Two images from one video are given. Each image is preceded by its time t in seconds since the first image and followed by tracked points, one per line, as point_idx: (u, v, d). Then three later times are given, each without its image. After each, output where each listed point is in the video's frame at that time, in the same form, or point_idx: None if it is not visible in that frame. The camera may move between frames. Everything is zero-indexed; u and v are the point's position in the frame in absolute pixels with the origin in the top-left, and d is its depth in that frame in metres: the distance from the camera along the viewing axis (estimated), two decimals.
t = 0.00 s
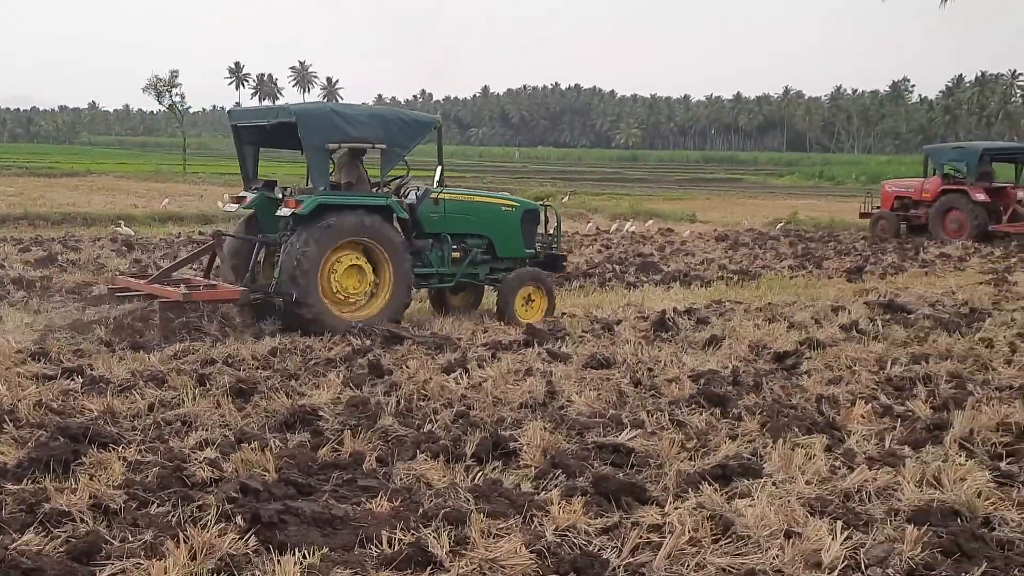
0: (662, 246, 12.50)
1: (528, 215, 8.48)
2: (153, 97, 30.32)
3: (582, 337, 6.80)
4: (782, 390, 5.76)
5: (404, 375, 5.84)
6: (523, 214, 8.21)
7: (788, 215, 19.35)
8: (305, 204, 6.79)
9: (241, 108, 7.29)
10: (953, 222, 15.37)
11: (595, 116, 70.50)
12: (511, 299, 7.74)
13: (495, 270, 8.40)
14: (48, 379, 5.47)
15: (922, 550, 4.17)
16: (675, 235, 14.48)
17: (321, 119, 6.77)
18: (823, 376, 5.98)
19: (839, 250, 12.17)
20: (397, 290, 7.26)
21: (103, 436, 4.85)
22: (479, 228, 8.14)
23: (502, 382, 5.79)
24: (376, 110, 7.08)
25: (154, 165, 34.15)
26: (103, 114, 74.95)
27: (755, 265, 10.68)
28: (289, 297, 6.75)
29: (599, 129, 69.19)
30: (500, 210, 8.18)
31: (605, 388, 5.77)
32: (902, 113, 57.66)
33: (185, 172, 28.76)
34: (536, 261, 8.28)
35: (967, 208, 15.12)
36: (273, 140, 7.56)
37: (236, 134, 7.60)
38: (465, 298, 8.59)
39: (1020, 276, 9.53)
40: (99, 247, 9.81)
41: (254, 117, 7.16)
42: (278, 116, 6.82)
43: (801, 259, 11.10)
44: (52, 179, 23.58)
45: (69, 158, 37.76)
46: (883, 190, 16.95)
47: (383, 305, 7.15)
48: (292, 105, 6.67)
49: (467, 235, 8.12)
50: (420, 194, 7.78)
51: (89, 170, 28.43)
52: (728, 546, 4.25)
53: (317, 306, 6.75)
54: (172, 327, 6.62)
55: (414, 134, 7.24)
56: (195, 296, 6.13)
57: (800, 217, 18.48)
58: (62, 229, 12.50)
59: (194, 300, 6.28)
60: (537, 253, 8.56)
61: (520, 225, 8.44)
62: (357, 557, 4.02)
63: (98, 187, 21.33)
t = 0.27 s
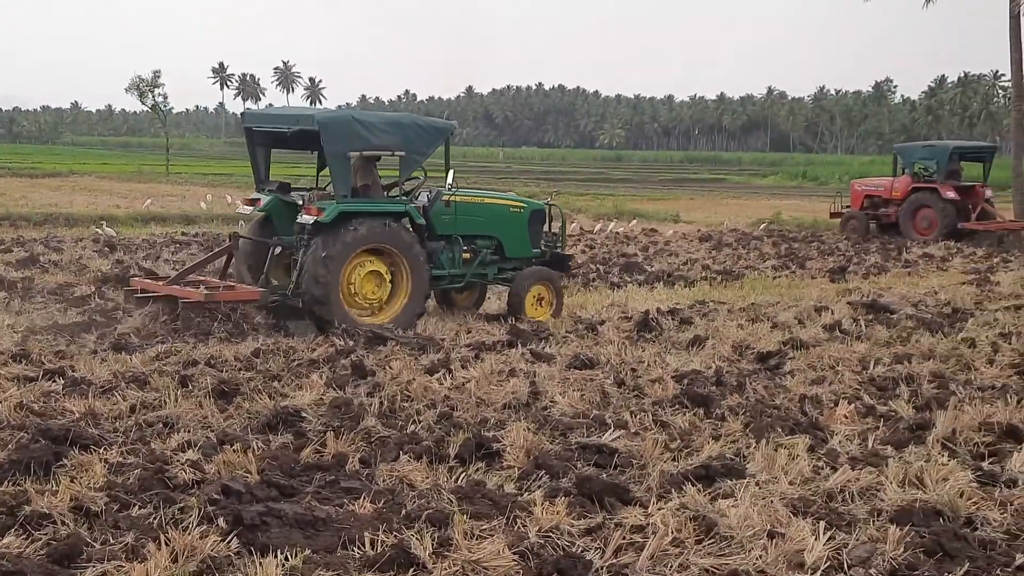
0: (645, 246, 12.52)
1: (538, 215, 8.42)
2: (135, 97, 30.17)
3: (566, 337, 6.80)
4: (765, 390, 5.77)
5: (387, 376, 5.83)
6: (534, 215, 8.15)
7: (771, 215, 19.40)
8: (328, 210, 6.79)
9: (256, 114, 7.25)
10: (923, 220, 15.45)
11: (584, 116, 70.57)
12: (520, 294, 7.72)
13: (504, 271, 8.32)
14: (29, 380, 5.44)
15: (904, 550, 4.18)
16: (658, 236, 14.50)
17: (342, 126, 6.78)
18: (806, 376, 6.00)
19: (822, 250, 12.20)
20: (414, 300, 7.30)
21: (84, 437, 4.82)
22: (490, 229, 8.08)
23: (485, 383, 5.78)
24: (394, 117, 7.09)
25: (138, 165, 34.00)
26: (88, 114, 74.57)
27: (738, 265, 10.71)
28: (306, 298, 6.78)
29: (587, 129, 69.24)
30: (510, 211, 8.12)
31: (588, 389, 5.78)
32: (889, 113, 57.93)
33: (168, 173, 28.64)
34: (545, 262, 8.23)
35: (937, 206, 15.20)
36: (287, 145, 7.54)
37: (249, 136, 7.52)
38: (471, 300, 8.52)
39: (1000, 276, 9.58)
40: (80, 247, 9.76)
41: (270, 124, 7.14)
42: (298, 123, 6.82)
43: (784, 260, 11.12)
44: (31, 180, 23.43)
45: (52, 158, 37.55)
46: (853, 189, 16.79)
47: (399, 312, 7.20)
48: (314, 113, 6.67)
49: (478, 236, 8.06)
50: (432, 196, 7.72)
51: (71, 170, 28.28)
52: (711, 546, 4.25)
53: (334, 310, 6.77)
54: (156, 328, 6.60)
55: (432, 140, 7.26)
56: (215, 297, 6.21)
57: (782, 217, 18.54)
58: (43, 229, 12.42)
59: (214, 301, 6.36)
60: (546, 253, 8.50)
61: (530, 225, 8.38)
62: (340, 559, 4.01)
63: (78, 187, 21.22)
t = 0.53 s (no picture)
0: (630, 249, 12.54)
1: (549, 217, 8.41)
2: (119, 100, 30.04)
3: (550, 340, 6.81)
4: (748, 393, 5.78)
5: (371, 379, 5.83)
6: (545, 217, 8.14)
7: (757, 218, 19.44)
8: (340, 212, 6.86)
9: (268, 119, 7.29)
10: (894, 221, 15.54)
11: (574, 118, 70.64)
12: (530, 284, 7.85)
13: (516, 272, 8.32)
14: (10, 384, 5.41)
15: (887, 552, 4.17)
16: (643, 238, 14.51)
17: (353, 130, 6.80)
18: (789, 379, 6.01)
19: (806, 253, 12.23)
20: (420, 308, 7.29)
21: (66, 441, 4.78)
22: (502, 231, 8.08)
23: (469, 386, 5.79)
24: (406, 120, 7.10)
25: (124, 168, 33.88)
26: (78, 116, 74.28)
27: (722, 267, 10.73)
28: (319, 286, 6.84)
29: (577, 131, 69.31)
30: (521, 213, 8.11)
31: (572, 392, 5.78)
32: (878, 115, 58.12)
33: (153, 176, 28.54)
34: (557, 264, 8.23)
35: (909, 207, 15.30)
36: (299, 149, 7.58)
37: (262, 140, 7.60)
38: (479, 304, 8.51)
39: (981, 278, 9.61)
40: (63, 250, 9.71)
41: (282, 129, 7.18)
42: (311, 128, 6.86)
43: (768, 263, 11.15)
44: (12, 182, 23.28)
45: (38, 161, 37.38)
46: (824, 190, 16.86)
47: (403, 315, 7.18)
48: (325, 119, 6.70)
49: (490, 238, 8.06)
50: (444, 199, 7.73)
51: (55, 173, 28.15)
52: (694, 549, 4.23)
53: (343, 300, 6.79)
54: (143, 331, 6.58)
55: (443, 141, 7.27)
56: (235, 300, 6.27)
57: (767, 220, 18.59)
58: (25, 231, 12.36)
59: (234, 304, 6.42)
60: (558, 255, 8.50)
61: (541, 227, 8.37)
62: (322, 562, 3.98)
63: (61, 190, 21.13)
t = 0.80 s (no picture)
0: (622, 250, 12.54)
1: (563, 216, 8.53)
2: (113, 102, 30.05)
3: (542, 341, 6.81)
4: (738, 395, 5.78)
5: (361, 381, 5.84)
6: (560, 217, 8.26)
7: (750, 219, 19.44)
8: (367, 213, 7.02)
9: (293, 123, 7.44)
10: (873, 222, 15.55)
11: (573, 118, 70.63)
12: (540, 282, 8.11)
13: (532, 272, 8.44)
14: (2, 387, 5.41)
15: (878, 554, 4.15)
16: (635, 240, 14.50)
17: (378, 132, 6.95)
18: (780, 380, 6.01)
19: (799, 254, 12.22)
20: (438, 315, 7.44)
21: (58, 443, 4.77)
22: (519, 231, 8.19)
23: (459, 388, 5.79)
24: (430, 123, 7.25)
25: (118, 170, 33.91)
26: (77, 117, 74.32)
27: (714, 269, 10.73)
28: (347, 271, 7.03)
29: (575, 132, 69.29)
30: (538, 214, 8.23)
31: (563, 394, 5.78)
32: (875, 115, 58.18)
33: (147, 178, 28.56)
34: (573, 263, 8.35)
35: (887, 209, 15.32)
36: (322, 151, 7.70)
37: (286, 143, 7.73)
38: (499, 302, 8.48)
39: (973, 279, 9.61)
40: (56, 253, 9.72)
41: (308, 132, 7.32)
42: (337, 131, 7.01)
43: (760, 264, 11.15)
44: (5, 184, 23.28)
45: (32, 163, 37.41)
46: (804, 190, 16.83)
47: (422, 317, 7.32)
48: (352, 121, 6.85)
49: (507, 238, 8.18)
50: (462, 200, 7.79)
51: (48, 175, 28.16)
52: (684, 551, 4.21)
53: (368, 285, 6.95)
54: (136, 333, 6.58)
55: (465, 143, 7.41)
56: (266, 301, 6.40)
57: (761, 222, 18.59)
58: (17, 233, 12.36)
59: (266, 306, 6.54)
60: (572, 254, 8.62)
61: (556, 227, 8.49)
62: (311, 564, 3.97)
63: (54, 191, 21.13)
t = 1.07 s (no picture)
0: (621, 249, 12.54)
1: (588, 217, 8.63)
2: (112, 102, 30.09)
3: (541, 341, 6.82)
4: (738, 394, 5.78)
5: (361, 381, 5.84)
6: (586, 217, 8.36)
7: (751, 217, 19.42)
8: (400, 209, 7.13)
9: (328, 122, 7.58)
10: (861, 221, 15.62)
11: (574, 117, 70.58)
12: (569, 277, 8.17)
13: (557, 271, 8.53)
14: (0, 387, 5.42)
15: (876, 553, 4.14)
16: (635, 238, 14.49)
17: (412, 130, 7.08)
18: (779, 380, 6.00)
19: (798, 253, 12.20)
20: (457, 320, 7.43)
21: (56, 443, 4.79)
22: (545, 230, 8.29)
23: (458, 388, 5.80)
24: (462, 122, 7.37)
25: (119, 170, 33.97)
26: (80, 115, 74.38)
27: (714, 268, 10.73)
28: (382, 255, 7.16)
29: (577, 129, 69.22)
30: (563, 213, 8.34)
31: (562, 393, 5.78)
32: (876, 113, 58.07)
33: (146, 178, 28.61)
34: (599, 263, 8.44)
35: (876, 207, 15.39)
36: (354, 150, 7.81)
37: (319, 143, 7.86)
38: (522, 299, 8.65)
39: (973, 278, 9.58)
40: (55, 253, 9.74)
41: (342, 131, 7.46)
42: (372, 128, 7.14)
43: (759, 263, 11.14)
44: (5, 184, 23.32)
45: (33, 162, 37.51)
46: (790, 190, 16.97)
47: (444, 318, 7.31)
48: (387, 118, 6.99)
49: (534, 237, 8.28)
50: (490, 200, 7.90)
51: (48, 175, 28.23)
52: (682, 550, 4.21)
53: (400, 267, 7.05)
54: (136, 333, 6.60)
55: (497, 142, 7.51)
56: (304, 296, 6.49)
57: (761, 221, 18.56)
58: (16, 233, 12.38)
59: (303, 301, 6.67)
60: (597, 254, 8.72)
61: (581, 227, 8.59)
62: (309, 565, 3.97)
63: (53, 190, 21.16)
